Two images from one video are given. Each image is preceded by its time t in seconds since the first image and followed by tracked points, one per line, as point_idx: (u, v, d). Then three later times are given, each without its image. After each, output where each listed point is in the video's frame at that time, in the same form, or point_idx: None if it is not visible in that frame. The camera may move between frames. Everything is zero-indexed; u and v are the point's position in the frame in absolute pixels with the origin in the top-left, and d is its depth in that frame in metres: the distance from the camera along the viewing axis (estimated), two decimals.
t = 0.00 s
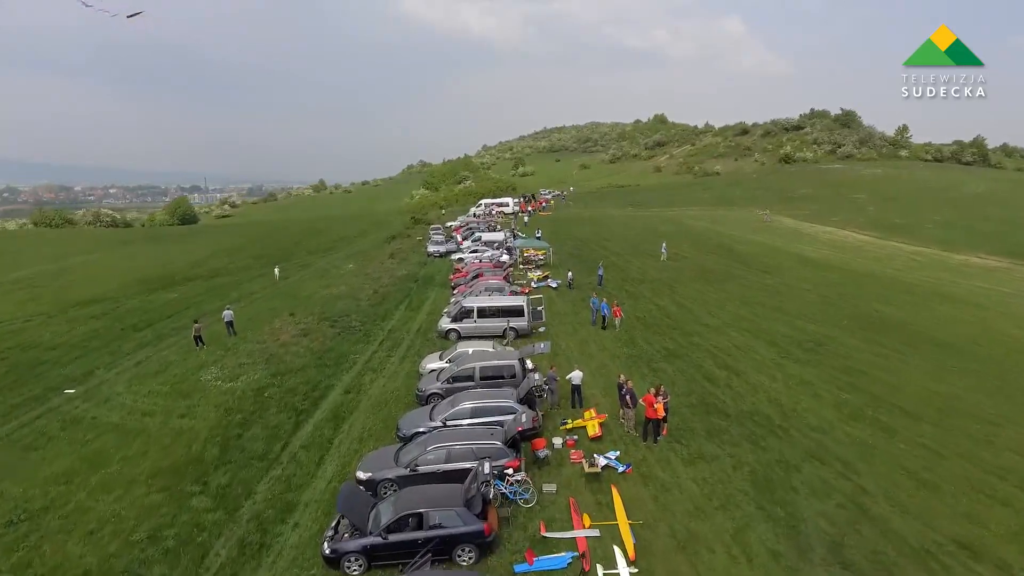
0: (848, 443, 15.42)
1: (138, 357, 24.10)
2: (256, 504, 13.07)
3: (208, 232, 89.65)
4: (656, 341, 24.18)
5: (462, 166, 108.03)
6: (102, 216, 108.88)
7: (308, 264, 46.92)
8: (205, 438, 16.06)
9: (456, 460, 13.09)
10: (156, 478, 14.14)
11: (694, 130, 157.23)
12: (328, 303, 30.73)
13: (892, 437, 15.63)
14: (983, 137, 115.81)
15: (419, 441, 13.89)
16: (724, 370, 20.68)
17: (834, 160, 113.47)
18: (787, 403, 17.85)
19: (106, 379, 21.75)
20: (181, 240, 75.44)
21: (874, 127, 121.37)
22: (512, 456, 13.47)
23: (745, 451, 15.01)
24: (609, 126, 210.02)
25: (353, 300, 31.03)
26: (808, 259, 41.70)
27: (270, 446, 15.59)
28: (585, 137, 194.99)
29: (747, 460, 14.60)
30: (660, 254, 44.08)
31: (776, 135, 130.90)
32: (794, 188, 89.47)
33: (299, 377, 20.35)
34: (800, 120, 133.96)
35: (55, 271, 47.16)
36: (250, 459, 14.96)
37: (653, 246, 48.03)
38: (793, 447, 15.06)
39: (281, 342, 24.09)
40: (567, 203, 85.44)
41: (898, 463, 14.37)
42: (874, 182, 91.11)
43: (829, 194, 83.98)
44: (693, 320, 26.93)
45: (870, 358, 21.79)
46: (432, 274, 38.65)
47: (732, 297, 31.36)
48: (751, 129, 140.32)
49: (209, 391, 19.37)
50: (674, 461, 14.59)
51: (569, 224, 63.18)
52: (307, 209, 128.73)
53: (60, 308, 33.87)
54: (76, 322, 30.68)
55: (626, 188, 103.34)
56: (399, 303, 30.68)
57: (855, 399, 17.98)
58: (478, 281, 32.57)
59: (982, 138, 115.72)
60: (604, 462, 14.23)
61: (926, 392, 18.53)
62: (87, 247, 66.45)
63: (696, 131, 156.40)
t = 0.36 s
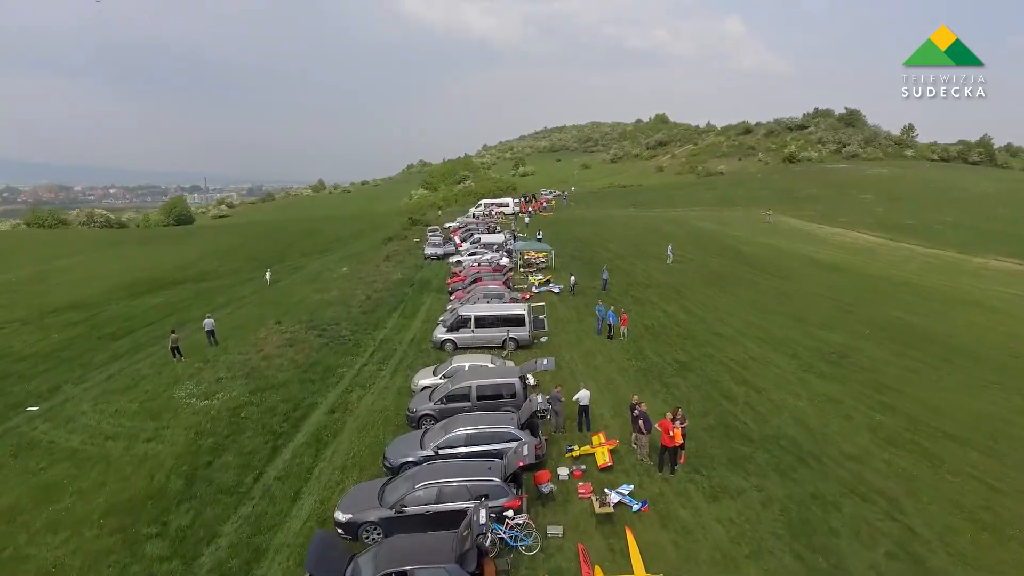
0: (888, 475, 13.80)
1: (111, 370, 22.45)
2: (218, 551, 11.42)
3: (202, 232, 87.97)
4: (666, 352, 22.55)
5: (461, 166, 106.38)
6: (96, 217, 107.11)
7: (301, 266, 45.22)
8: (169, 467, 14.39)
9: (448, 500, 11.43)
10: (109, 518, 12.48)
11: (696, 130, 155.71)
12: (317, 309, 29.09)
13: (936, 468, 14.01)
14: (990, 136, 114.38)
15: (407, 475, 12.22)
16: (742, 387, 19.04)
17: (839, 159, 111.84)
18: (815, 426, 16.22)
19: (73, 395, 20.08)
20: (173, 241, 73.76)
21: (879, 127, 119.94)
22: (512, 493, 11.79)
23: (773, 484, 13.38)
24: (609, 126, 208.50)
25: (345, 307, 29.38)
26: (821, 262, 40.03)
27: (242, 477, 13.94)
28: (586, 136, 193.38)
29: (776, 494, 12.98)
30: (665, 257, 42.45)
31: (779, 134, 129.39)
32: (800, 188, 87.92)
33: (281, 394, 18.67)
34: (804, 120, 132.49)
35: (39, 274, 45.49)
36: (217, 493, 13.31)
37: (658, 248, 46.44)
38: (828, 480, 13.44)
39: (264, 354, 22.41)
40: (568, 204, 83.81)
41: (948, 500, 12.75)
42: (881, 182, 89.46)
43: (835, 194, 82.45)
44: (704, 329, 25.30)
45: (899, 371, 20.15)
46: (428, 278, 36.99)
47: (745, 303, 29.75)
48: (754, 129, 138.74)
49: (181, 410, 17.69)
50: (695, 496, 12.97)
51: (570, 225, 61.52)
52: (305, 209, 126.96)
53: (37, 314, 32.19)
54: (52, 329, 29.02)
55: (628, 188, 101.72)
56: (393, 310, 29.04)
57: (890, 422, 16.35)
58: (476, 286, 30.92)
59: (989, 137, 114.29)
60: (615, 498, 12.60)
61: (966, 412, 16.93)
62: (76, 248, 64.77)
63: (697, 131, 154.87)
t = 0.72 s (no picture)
0: (944, 517, 12.13)
1: (80, 386, 20.77)
2: None
3: (196, 234, 86.14)
4: (680, 365, 20.90)
5: (461, 166, 104.72)
6: (89, 218, 105.34)
7: (293, 270, 43.45)
8: (125, 506, 12.69)
9: (439, 556, 9.68)
10: (48, 571, 10.79)
11: (698, 130, 154.19)
12: (307, 317, 27.41)
13: (998, 508, 12.34)
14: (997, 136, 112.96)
15: (393, 523, 10.49)
16: (767, 407, 17.39)
17: (845, 159, 110.10)
18: (854, 455, 14.54)
19: (34, 415, 18.38)
20: (165, 243, 71.96)
21: (884, 126, 118.51)
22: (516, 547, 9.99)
23: (814, 529, 11.72)
24: (610, 126, 206.94)
25: (335, 314, 27.67)
26: (836, 266, 38.31)
27: (207, 519, 12.25)
28: (586, 136, 191.85)
29: (819, 541, 11.33)
30: (672, 260, 40.74)
31: (783, 134, 127.88)
32: (806, 188, 86.40)
33: (259, 415, 16.95)
34: (808, 120, 131.06)
35: (21, 277, 43.75)
36: (177, 540, 11.62)
37: (664, 251, 44.81)
38: (876, 525, 11.79)
39: (246, 369, 20.69)
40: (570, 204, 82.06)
41: (1016, 548, 11.11)
42: (888, 182, 87.73)
43: (843, 194, 80.89)
44: (720, 340, 23.61)
45: (937, 388, 18.46)
46: (425, 282, 35.27)
47: (759, 309, 28.13)
48: (757, 128, 137.21)
49: (147, 435, 15.98)
50: (725, 543, 11.32)
51: (573, 226, 59.80)
52: (302, 210, 125.19)
53: (12, 321, 30.47)
54: (24, 339, 27.30)
55: (630, 188, 100.06)
56: (387, 317, 27.38)
57: (937, 449, 14.68)
58: (475, 292, 29.20)
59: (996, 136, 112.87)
60: (633, 547, 10.89)
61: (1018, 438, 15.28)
62: (64, 250, 62.98)
63: (700, 131, 153.40)
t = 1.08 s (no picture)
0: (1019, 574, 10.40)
1: (41, 405, 19.00)
2: None
3: (190, 235, 84.55)
4: (697, 382, 19.15)
5: (460, 165, 103.01)
6: (82, 218, 103.47)
7: (283, 275, 41.67)
8: (64, 560, 10.92)
9: None
10: None
11: (700, 129, 152.55)
12: (293, 326, 25.65)
13: None
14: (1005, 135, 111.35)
15: None
16: (797, 432, 15.65)
17: (850, 159, 108.46)
18: (904, 494, 12.79)
19: None
20: (156, 245, 70.25)
21: (890, 125, 116.96)
22: None
23: None
24: (611, 125, 205.33)
25: (324, 323, 25.92)
26: (851, 270, 36.60)
27: None
28: (587, 135, 190.20)
29: None
30: (679, 264, 39.03)
31: (787, 133, 126.26)
32: (812, 188, 84.75)
33: (230, 443, 15.18)
34: (812, 119, 129.51)
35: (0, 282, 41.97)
36: None
37: (671, 253, 43.10)
38: None
39: (221, 388, 18.89)
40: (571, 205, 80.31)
41: None
42: (896, 182, 86.07)
43: (850, 194, 79.23)
44: (737, 353, 21.86)
45: (984, 409, 16.71)
46: (420, 287, 33.51)
47: (776, 318, 26.40)
48: (760, 127, 135.60)
49: (103, 468, 14.21)
50: None
51: (574, 228, 58.07)
52: (299, 210, 123.39)
53: None
54: None
55: (633, 189, 98.33)
56: (379, 327, 25.62)
57: (995, 485, 12.95)
58: (473, 300, 27.44)
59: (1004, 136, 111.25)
60: None
61: None
62: (51, 252, 61.22)
63: (702, 130, 151.81)
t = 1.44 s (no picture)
0: None
1: None
2: None
3: (184, 236, 82.80)
4: (718, 404, 17.30)
5: (460, 165, 101.27)
6: (75, 219, 101.67)
7: (274, 279, 39.84)
8: None
9: None
10: None
11: (703, 129, 150.83)
12: (278, 337, 23.83)
13: None
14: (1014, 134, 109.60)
15: None
16: (839, 467, 13.82)
17: (857, 159, 106.75)
18: (972, 548, 10.99)
19: None
20: (147, 247, 68.49)
21: (896, 125, 115.33)
22: None
23: None
24: (612, 125, 203.69)
25: (311, 334, 24.05)
26: (870, 275, 34.77)
27: None
28: (588, 135, 188.55)
29: None
30: (689, 268, 37.21)
31: (791, 133, 124.55)
32: (819, 189, 83.07)
33: (192, 480, 13.35)
34: (817, 119, 127.92)
35: None
36: None
37: (679, 257, 41.32)
38: None
39: (191, 411, 17.03)
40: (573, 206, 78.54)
41: None
42: (905, 182, 84.33)
43: (859, 195, 77.54)
44: (760, 369, 20.02)
45: None
46: (416, 293, 31.67)
47: (797, 329, 24.60)
48: (764, 126, 133.90)
49: (46, 511, 12.40)
50: None
51: (577, 229, 56.22)
52: (297, 210, 121.65)
53: None
54: None
55: (636, 189, 96.56)
56: (370, 338, 23.80)
57: None
58: (471, 309, 25.59)
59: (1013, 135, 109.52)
60: None
61: None
62: (39, 254, 59.49)
63: (704, 130, 150.10)
